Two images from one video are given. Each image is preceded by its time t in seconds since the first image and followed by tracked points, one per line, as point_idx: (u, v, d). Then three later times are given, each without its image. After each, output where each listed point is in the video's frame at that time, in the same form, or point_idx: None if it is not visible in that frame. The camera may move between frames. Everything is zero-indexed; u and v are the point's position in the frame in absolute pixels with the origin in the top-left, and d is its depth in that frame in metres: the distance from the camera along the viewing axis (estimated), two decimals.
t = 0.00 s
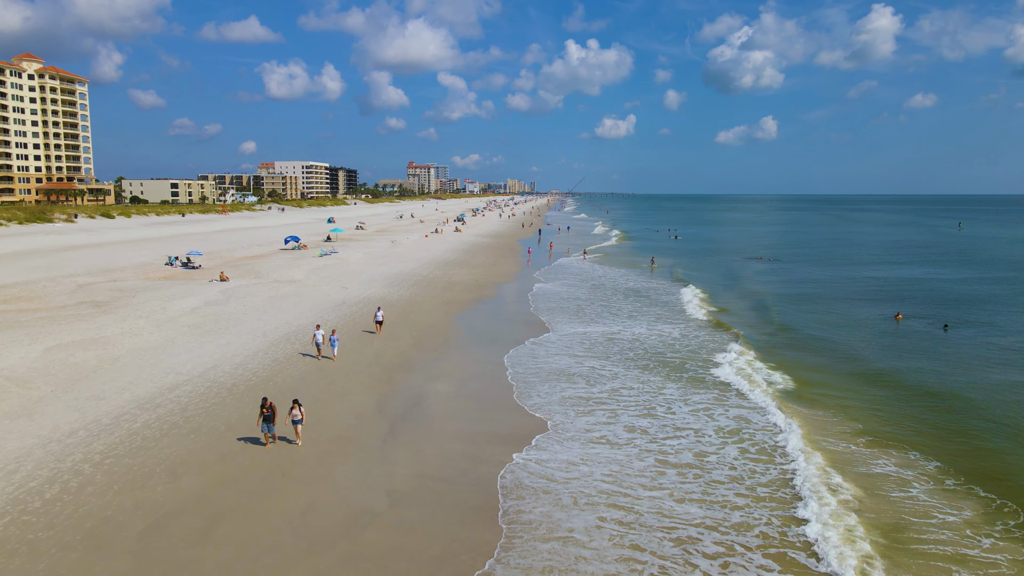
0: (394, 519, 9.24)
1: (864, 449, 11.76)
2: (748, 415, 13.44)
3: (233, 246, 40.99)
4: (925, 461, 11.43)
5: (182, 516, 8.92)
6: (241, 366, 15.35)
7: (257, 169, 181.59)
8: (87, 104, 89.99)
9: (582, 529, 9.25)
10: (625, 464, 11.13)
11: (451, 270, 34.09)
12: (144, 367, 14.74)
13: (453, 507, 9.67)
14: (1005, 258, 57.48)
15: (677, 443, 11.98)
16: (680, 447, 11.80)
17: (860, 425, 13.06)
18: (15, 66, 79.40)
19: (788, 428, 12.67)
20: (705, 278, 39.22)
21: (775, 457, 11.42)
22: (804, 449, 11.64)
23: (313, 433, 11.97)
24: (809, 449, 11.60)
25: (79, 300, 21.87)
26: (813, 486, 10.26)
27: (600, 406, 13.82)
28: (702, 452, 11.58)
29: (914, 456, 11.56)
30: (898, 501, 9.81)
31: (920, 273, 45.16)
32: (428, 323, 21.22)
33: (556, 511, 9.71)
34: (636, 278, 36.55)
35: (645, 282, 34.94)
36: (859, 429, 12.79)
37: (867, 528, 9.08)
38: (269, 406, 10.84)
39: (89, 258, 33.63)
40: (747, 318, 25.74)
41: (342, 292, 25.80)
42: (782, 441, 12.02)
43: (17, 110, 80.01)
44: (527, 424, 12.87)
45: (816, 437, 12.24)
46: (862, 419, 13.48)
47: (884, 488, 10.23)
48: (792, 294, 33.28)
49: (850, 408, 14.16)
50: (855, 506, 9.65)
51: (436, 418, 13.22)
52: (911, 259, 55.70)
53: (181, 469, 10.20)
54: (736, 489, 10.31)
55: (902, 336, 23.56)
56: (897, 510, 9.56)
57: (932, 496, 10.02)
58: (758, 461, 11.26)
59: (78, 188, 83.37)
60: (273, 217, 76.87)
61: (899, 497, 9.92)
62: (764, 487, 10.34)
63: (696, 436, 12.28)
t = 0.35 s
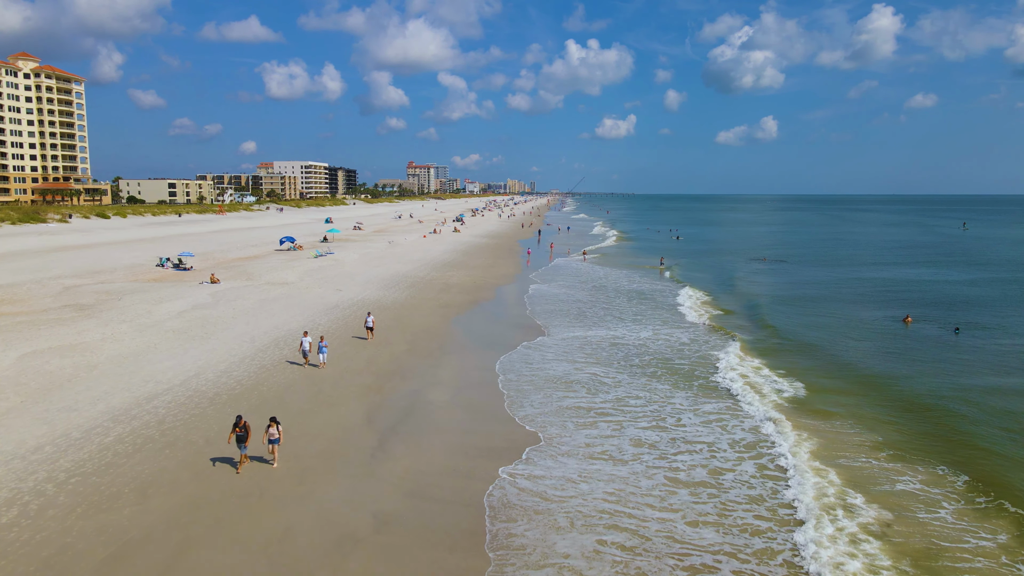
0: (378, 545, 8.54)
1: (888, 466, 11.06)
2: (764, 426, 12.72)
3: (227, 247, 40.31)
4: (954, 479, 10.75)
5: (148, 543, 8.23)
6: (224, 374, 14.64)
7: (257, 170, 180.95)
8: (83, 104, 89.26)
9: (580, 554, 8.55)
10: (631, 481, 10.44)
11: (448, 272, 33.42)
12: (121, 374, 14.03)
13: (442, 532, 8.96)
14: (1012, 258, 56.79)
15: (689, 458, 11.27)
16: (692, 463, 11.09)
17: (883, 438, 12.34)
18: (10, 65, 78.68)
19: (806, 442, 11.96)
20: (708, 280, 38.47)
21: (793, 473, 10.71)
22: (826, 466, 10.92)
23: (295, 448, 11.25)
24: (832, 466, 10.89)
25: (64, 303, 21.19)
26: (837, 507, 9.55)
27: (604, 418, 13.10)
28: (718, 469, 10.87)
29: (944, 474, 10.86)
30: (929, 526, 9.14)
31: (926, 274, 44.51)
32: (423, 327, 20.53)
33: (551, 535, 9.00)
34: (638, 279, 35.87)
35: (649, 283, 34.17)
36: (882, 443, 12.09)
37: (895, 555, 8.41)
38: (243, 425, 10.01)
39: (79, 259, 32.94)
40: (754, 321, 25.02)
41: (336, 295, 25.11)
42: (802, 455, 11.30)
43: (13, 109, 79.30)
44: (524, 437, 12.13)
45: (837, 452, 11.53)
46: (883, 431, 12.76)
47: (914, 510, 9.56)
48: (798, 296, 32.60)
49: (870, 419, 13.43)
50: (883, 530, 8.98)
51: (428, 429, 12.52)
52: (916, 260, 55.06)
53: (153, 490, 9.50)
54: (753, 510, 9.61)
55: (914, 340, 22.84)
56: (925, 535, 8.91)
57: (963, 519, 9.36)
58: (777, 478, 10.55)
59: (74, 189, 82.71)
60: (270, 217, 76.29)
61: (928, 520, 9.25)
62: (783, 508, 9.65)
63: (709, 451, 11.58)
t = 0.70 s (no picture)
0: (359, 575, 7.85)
1: (913, 484, 10.38)
2: (778, 438, 12.02)
3: (222, 247, 39.61)
4: (984, 498, 10.08)
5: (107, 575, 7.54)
6: (206, 382, 13.92)
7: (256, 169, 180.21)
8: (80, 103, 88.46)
9: None
10: (640, 501, 9.73)
11: (446, 273, 32.71)
12: (97, 383, 13.31)
13: (430, 560, 8.26)
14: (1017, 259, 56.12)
15: (703, 476, 10.57)
16: (707, 482, 10.40)
17: (906, 452, 11.63)
18: (5, 64, 77.87)
19: (826, 457, 11.25)
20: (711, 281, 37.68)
21: (813, 491, 10.01)
22: (847, 483, 10.24)
23: (275, 465, 10.54)
24: (854, 484, 10.20)
25: (47, 307, 20.47)
26: (860, 531, 8.90)
27: (608, 430, 12.39)
28: (736, 488, 10.17)
29: (972, 491, 10.24)
30: (964, 553, 8.50)
31: (933, 275, 43.82)
32: (419, 332, 19.82)
33: (547, 562, 8.31)
34: (640, 281, 35.17)
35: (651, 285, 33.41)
36: (906, 457, 11.39)
37: None
38: (212, 445, 9.15)
39: (68, 260, 32.23)
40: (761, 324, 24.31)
41: (329, 297, 24.40)
42: (819, 471, 10.61)
43: (9, 108, 78.53)
44: (521, 452, 11.41)
45: (857, 468, 10.85)
46: (906, 444, 12.05)
47: (945, 534, 8.93)
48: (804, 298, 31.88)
49: (890, 430, 12.71)
50: (914, 559, 8.30)
51: (419, 442, 11.81)
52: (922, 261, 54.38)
53: (118, 511, 8.81)
54: (771, 536, 8.91)
55: (925, 345, 22.14)
56: (960, 564, 8.26)
57: (998, 544, 8.73)
58: (796, 496, 9.83)
59: (71, 188, 81.98)
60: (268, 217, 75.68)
61: (962, 547, 8.60)
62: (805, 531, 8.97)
63: (725, 468, 10.87)
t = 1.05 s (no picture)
0: None
1: (945, 503, 9.67)
2: (796, 453, 11.32)
3: (216, 248, 38.92)
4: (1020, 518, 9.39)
5: None
6: (186, 392, 13.19)
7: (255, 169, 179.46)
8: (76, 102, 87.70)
9: None
10: (654, 526, 9.02)
11: (443, 275, 32.03)
12: (70, 393, 12.59)
13: None
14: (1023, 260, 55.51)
15: (722, 497, 9.86)
16: (727, 503, 9.69)
17: (932, 468, 10.92)
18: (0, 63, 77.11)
19: (849, 474, 10.53)
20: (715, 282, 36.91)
21: (836, 513, 9.30)
22: (871, 504, 9.54)
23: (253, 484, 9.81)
24: (879, 505, 9.50)
25: (28, 310, 19.75)
26: (890, 560, 8.21)
27: (615, 445, 11.67)
28: (758, 510, 9.47)
29: (1005, 507, 9.59)
30: None
31: (939, 276, 43.15)
32: (413, 336, 19.11)
33: None
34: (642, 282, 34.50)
35: (653, 286, 32.68)
36: (934, 473, 10.69)
37: None
38: (172, 471, 8.29)
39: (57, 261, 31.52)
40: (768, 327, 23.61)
41: (322, 300, 23.71)
42: (839, 490, 9.91)
43: (4, 107, 77.77)
44: (518, 468, 10.69)
45: (881, 486, 10.15)
46: (931, 458, 11.34)
47: (983, 561, 8.27)
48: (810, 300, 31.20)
49: (914, 443, 12.00)
50: None
51: (410, 457, 11.08)
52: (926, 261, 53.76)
53: (77, 538, 8.09)
54: (797, 566, 8.20)
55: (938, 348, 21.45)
56: None
57: None
58: (817, 519, 9.13)
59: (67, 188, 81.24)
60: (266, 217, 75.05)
61: None
62: (830, 559, 8.29)
63: (744, 487, 10.17)
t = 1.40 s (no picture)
0: None
1: (978, 523, 8.98)
2: (814, 469, 10.63)
3: (210, 249, 38.28)
4: None
5: None
6: (165, 402, 12.50)
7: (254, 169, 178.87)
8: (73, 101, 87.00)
9: None
10: (670, 555, 8.32)
11: (441, 276, 31.39)
12: (41, 403, 11.90)
13: None
14: None
15: (743, 521, 9.16)
16: (749, 527, 8.99)
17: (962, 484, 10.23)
18: None
19: (874, 492, 9.82)
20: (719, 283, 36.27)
21: (864, 538, 8.60)
22: (900, 528, 8.85)
23: (228, 505, 9.09)
24: (908, 529, 8.81)
25: (9, 314, 19.07)
26: None
27: (623, 461, 10.97)
28: (780, 534, 8.78)
29: None
30: None
31: (944, 276, 42.54)
32: (408, 341, 18.43)
33: None
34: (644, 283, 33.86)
35: (655, 288, 32.03)
36: (964, 489, 9.98)
37: None
38: (123, 501, 7.55)
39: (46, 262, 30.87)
40: (775, 330, 22.93)
41: (315, 302, 23.04)
42: (865, 512, 9.20)
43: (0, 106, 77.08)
44: (516, 487, 9.98)
45: (909, 506, 9.45)
46: (960, 473, 10.63)
47: None
48: (816, 302, 30.55)
49: (941, 456, 11.28)
50: None
51: (400, 474, 10.37)
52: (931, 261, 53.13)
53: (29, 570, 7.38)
54: None
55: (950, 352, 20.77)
56: None
57: None
58: (841, 546, 8.43)
59: (63, 188, 80.60)
60: (264, 217, 74.51)
61: None
62: None
63: (767, 508, 9.47)
